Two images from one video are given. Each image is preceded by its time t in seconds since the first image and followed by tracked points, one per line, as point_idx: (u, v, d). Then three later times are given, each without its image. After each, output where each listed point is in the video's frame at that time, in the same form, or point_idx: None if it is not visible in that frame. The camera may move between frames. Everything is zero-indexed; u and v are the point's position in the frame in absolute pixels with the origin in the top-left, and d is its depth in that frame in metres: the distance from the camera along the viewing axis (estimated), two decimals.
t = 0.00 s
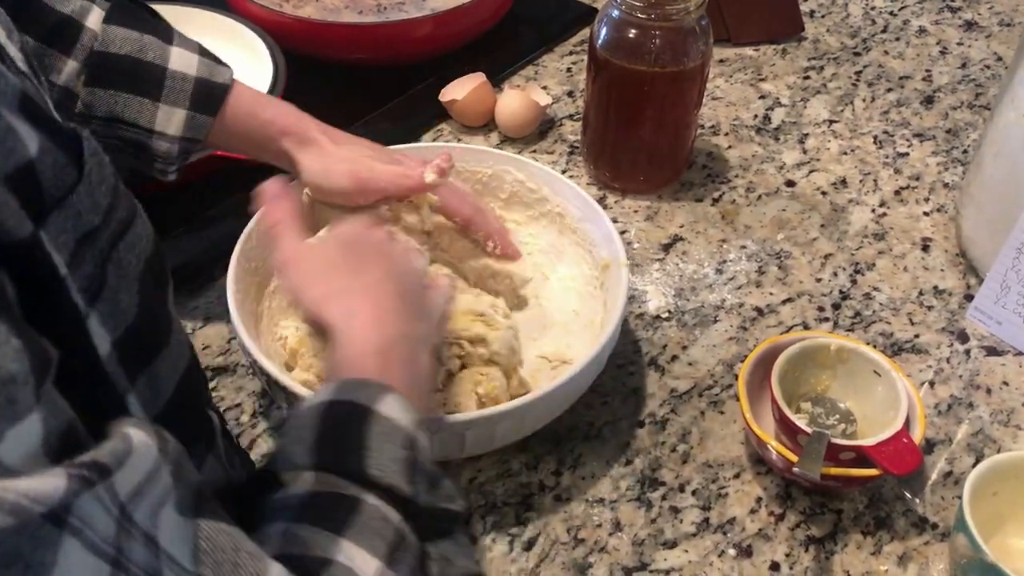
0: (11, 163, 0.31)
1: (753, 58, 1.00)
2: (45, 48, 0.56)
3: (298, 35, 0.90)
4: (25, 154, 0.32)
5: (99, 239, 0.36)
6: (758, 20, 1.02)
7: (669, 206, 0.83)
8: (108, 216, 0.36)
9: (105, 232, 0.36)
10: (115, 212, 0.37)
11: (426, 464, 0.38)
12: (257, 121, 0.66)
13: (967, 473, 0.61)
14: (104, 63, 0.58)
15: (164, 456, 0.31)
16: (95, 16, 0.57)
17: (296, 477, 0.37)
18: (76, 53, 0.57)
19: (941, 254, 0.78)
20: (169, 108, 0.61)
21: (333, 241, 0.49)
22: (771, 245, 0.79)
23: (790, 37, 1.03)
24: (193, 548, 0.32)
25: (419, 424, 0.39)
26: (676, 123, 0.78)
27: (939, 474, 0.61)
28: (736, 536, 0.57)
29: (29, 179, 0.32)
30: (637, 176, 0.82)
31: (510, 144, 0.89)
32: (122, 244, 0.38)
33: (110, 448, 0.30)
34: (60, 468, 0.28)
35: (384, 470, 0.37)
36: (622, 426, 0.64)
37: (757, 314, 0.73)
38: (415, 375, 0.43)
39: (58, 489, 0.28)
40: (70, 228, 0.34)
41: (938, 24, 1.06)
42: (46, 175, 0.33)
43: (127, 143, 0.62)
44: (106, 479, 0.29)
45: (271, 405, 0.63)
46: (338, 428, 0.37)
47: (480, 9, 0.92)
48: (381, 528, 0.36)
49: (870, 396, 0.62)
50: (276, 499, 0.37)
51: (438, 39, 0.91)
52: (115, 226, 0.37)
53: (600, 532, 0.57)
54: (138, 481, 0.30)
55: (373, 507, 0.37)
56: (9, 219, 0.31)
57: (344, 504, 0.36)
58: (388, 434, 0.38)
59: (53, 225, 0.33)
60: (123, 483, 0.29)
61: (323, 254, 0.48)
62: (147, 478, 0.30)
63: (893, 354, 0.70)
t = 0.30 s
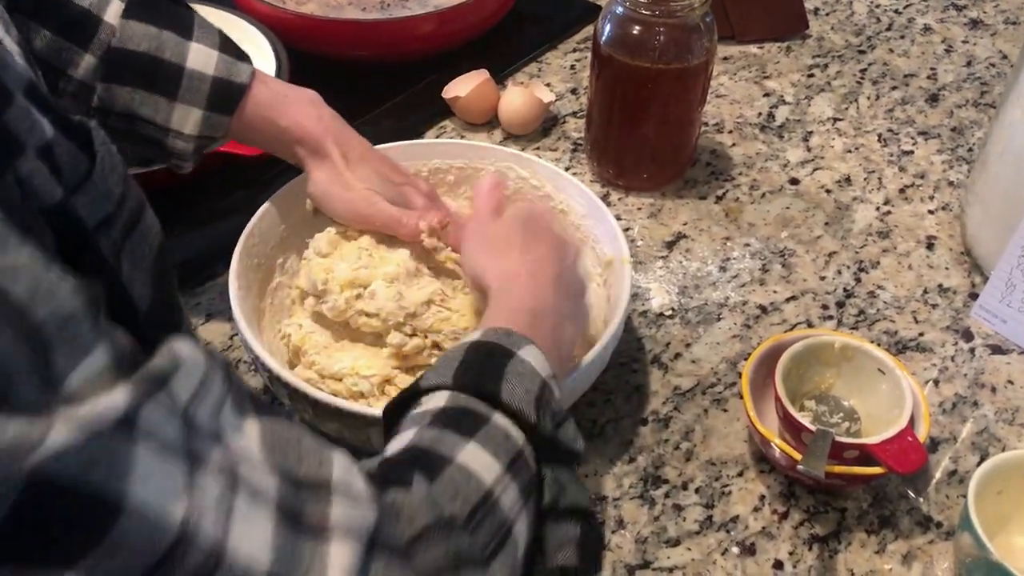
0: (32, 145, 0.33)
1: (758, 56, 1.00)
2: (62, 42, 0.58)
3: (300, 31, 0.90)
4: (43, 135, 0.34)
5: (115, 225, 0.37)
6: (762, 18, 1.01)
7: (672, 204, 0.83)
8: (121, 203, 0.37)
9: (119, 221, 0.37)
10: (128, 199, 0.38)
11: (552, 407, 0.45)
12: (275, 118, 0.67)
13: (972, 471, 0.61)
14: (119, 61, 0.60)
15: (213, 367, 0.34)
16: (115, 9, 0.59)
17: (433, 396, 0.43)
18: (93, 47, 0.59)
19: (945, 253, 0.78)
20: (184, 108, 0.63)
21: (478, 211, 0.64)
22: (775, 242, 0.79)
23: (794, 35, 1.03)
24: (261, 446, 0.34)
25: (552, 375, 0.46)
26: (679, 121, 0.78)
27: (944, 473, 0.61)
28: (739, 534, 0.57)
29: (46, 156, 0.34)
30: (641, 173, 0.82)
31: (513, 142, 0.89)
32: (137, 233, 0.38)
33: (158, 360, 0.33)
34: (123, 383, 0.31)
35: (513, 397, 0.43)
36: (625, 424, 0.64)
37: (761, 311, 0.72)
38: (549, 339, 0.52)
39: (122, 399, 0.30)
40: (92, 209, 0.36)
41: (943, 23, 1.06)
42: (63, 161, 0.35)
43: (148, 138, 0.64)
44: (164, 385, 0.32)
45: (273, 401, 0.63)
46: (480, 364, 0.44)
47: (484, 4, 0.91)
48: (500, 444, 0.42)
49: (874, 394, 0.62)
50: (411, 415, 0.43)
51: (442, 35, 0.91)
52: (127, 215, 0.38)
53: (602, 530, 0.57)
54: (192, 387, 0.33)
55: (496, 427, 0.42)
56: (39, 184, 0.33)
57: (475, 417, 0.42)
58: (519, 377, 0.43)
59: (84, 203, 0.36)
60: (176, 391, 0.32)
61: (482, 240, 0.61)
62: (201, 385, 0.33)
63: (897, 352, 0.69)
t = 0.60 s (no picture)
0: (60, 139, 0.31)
1: (760, 52, 1.00)
2: None
3: (301, 27, 0.90)
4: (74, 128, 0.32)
5: (140, 214, 0.36)
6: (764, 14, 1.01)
7: (674, 200, 0.82)
8: (148, 192, 0.36)
9: (146, 208, 0.36)
10: (154, 186, 0.36)
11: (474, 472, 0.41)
12: (201, 110, 0.65)
13: (973, 468, 0.61)
14: (48, 29, 0.57)
15: (219, 451, 0.31)
16: None
17: (351, 468, 0.40)
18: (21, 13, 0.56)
19: (947, 250, 0.78)
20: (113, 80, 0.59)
21: (407, 254, 0.58)
22: (776, 239, 0.79)
23: (797, 32, 1.02)
24: (244, 541, 0.32)
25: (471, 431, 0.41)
26: (681, 118, 0.78)
27: (945, 469, 0.61)
28: (740, 530, 0.57)
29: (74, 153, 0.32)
30: (642, 170, 0.82)
31: (515, 138, 0.89)
32: (160, 221, 0.37)
33: (169, 436, 0.30)
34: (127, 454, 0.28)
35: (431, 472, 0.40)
36: (625, 421, 0.64)
37: (762, 308, 0.72)
38: (463, 374, 0.46)
39: (124, 475, 0.28)
40: (114, 201, 0.34)
41: (945, 20, 1.06)
42: (90, 157, 0.33)
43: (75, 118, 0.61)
44: (170, 469, 0.29)
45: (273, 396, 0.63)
46: (399, 426, 0.40)
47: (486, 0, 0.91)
48: (428, 526, 0.39)
49: (876, 391, 0.61)
50: (326, 492, 0.40)
51: (444, 31, 0.91)
52: (152, 204, 0.36)
53: (604, 526, 0.57)
54: (200, 470, 0.30)
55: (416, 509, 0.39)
56: (66, 195, 0.31)
57: (391, 501, 0.39)
58: (445, 438, 0.40)
59: (105, 196, 0.34)
60: (182, 476, 0.30)
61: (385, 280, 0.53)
62: (206, 471, 0.30)
63: (898, 349, 0.69)
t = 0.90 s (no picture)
0: (79, 108, 0.29)
1: (761, 48, 1.00)
2: None
3: (301, 22, 0.89)
4: (98, 95, 0.29)
5: (159, 191, 0.32)
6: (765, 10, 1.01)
7: (674, 196, 0.82)
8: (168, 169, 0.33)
9: (165, 187, 0.33)
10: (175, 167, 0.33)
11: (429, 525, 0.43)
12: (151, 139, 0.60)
13: (974, 464, 0.61)
14: None
15: (203, 474, 0.32)
16: None
17: (317, 503, 0.39)
18: None
19: (948, 246, 0.78)
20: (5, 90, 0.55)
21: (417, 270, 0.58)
22: (777, 235, 0.78)
23: (797, 28, 1.02)
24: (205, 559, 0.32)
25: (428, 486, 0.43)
26: (682, 113, 0.78)
27: (946, 465, 0.61)
28: (741, 526, 0.57)
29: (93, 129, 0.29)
30: (642, 166, 0.82)
31: (515, 134, 0.89)
32: (179, 202, 0.34)
33: (160, 447, 0.30)
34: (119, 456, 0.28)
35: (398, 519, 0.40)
36: (626, 417, 0.63)
37: (763, 305, 0.72)
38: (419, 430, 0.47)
39: (113, 474, 0.28)
40: (137, 176, 0.31)
41: (947, 16, 1.06)
42: (113, 125, 0.30)
43: None
44: (157, 479, 0.29)
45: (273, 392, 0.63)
46: (370, 472, 0.40)
47: None
48: None
49: (877, 387, 0.61)
50: (285, 522, 0.39)
51: (445, 26, 0.91)
52: (172, 183, 0.33)
53: (605, 522, 0.57)
54: (180, 489, 0.30)
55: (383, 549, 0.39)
56: (81, 172, 0.28)
57: (360, 538, 0.39)
58: (413, 490, 0.41)
59: (125, 172, 0.31)
60: (166, 489, 0.30)
61: (400, 289, 0.55)
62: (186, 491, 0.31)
63: (899, 346, 0.69)
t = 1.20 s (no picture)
0: (53, 126, 0.28)
1: (760, 43, 1.00)
2: None
3: (300, 17, 0.89)
4: (70, 115, 0.29)
5: (132, 206, 0.31)
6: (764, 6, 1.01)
7: (674, 191, 0.82)
8: (140, 183, 0.32)
9: (138, 199, 0.32)
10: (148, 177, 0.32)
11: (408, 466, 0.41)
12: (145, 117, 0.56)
13: (974, 459, 0.61)
14: None
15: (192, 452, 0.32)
16: None
17: (292, 457, 0.38)
18: None
19: (948, 241, 0.78)
20: None
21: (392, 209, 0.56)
22: (777, 230, 0.78)
23: (797, 24, 1.02)
24: (209, 539, 0.32)
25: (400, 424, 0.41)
26: (681, 108, 0.78)
27: (946, 460, 0.61)
28: (741, 521, 0.57)
29: (68, 143, 0.28)
30: (642, 161, 0.82)
31: (514, 129, 0.89)
32: (155, 212, 0.33)
33: (153, 433, 0.30)
34: (115, 447, 0.28)
35: (377, 469, 0.39)
36: (625, 412, 0.63)
37: (763, 299, 0.72)
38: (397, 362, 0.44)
39: (115, 466, 0.28)
40: (106, 194, 0.30)
41: (947, 11, 1.06)
42: (86, 141, 0.29)
43: None
44: (154, 468, 0.29)
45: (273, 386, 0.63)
46: (337, 419, 0.38)
47: None
48: (372, 521, 0.38)
49: (877, 381, 0.61)
50: (264, 480, 0.37)
51: (444, 21, 0.90)
52: (144, 195, 0.32)
53: (604, 516, 0.57)
54: (174, 470, 0.30)
55: (365, 501, 0.38)
56: (52, 181, 0.28)
57: (341, 495, 0.37)
58: (383, 431, 0.40)
59: (95, 189, 0.30)
60: (163, 475, 0.30)
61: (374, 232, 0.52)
62: (179, 469, 0.31)
63: (899, 340, 0.69)
